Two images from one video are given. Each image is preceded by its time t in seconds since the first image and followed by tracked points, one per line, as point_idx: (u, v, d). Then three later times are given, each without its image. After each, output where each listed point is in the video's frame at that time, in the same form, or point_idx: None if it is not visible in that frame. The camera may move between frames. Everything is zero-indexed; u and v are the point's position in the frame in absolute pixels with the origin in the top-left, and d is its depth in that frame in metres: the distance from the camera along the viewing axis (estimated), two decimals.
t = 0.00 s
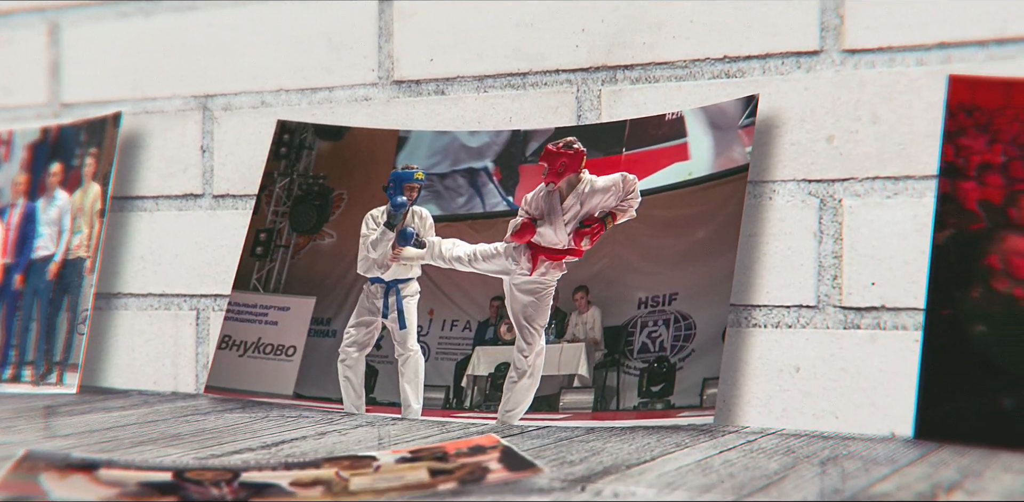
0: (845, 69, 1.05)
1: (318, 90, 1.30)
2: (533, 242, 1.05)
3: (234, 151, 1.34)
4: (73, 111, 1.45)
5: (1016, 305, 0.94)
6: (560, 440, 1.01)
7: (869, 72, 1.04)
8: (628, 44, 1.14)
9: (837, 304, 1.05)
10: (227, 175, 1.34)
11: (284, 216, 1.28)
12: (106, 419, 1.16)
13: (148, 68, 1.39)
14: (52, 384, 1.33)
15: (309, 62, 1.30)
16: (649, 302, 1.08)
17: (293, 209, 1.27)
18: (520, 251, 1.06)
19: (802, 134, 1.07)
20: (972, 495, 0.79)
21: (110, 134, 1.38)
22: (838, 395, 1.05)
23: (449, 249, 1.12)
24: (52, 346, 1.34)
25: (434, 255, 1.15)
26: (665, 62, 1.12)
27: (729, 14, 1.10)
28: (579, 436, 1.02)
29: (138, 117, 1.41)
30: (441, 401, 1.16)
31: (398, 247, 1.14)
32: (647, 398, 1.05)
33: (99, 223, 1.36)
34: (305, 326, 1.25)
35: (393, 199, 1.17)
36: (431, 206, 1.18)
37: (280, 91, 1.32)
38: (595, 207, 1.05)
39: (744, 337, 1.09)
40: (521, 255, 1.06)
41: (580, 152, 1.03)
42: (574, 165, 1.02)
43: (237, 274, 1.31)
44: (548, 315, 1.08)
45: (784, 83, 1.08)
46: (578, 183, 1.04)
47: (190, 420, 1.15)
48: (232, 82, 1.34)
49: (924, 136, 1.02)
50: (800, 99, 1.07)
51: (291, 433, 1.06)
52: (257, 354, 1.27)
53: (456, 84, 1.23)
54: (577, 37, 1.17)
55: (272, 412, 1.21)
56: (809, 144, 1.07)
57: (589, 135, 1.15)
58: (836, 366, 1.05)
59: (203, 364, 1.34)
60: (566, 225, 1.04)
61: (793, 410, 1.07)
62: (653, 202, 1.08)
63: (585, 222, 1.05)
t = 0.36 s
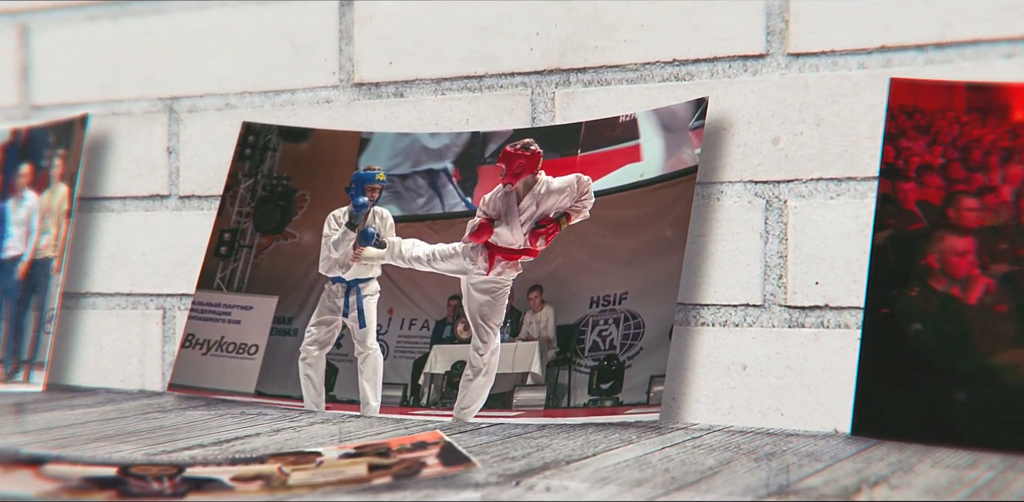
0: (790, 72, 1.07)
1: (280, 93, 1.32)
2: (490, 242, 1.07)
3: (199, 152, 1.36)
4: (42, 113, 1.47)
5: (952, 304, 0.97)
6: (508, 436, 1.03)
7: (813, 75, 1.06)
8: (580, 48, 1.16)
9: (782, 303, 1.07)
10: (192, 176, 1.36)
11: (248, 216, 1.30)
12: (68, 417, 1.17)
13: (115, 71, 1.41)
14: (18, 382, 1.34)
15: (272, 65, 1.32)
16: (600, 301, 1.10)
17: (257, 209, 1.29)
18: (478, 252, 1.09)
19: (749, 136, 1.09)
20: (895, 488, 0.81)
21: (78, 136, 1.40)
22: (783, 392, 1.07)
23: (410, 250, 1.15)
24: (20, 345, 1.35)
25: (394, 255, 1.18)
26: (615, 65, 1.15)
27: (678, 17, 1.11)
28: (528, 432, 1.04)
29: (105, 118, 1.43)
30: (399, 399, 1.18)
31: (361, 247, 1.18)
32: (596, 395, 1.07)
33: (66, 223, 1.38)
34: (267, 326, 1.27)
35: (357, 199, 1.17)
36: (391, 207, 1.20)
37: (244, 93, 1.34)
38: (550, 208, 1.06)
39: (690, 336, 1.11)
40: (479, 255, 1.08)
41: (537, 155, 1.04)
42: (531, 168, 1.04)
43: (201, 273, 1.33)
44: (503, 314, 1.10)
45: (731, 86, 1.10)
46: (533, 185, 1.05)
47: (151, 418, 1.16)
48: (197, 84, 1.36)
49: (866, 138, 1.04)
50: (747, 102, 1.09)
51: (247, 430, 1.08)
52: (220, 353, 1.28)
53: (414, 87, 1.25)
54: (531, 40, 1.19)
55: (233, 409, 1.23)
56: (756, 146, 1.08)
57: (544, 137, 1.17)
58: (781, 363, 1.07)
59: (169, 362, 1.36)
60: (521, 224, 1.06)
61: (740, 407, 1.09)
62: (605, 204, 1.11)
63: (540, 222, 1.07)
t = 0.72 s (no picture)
0: (739, 76, 1.09)
1: (245, 95, 1.34)
2: (449, 243, 1.08)
3: (166, 153, 1.38)
4: (14, 114, 1.49)
5: (893, 303, 0.98)
6: (460, 433, 1.05)
7: (761, 78, 1.08)
8: (536, 51, 1.19)
9: (730, 302, 1.09)
10: (159, 177, 1.38)
11: (215, 217, 1.31)
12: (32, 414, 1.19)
13: (85, 73, 1.43)
14: None
15: (237, 67, 1.34)
16: (555, 300, 1.12)
17: (223, 210, 1.31)
18: (437, 251, 1.09)
19: (698, 138, 1.12)
20: (824, 483, 0.82)
21: (48, 137, 1.42)
22: (732, 390, 1.09)
23: (371, 250, 1.16)
24: None
25: (356, 255, 1.18)
26: (570, 68, 1.17)
27: (629, 21, 1.14)
28: (480, 429, 1.06)
29: (75, 120, 1.44)
30: (359, 397, 1.20)
31: (323, 246, 1.18)
32: (549, 393, 1.09)
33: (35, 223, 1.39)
34: (231, 325, 1.29)
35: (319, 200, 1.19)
36: (354, 207, 1.22)
37: (210, 95, 1.36)
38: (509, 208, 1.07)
39: (641, 334, 1.13)
40: (438, 255, 1.08)
41: (496, 156, 1.05)
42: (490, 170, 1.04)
43: (167, 273, 1.35)
44: (461, 313, 1.11)
45: (681, 89, 1.12)
46: (492, 186, 1.06)
47: (113, 416, 1.18)
48: (165, 86, 1.38)
49: (811, 140, 1.06)
50: (696, 104, 1.11)
51: (206, 427, 1.10)
52: (185, 351, 1.30)
53: (375, 89, 1.27)
54: (489, 44, 1.21)
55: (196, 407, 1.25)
56: (705, 148, 1.11)
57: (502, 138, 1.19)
58: (729, 362, 1.09)
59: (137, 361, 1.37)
60: (480, 225, 1.07)
61: (689, 405, 1.10)
62: (562, 205, 1.12)
63: (498, 222, 1.08)
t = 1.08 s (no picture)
0: (690, 78, 1.12)
1: (212, 97, 1.36)
2: (412, 243, 1.13)
3: (136, 155, 1.40)
4: None
5: (837, 302, 1.00)
6: (415, 430, 1.07)
7: (711, 81, 1.11)
8: (494, 54, 1.21)
9: (682, 301, 1.11)
10: (128, 178, 1.40)
11: (182, 218, 1.33)
12: None
13: (56, 76, 1.45)
14: None
15: (204, 70, 1.36)
16: (512, 299, 1.13)
17: (190, 211, 1.32)
18: (400, 252, 1.13)
19: (651, 140, 1.14)
20: (758, 477, 0.84)
21: (19, 139, 1.44)
22: (684, 388, 1.10)
23: (335, 250, 1.20)
24: None
25: (320, 255, 1.21)
26: (527, 71, 1.19)
27: (584, 24, 1.16)
28: (434, 427, 1.08)
29: (46, 122, 1.46)
30: (321, 394, 1.19)
31: (288, 246, 1.21)
32: (504, 391, 1.11)
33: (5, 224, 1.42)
34: (197, 323, 1.29)
35: (285, 201, 1.23)
36: (320, 207, 1.24)
37: (178, 97, 1.38)
38: (469, 209, 1.12)
39: (595, 333, 1.15)
40: (401, 255, 1.13)
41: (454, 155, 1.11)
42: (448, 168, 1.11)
43: (135, 273, 1.36)
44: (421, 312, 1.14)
45: (635, 92, 1.14)
46: (453, 187, 1.12)
47: (78, 414, 1.20)
48: (134, 88, 1.40)
49: (759, 142, 1.08)
50: (649, 106, 1.13)
51: (166, 424, 1.12)
52: (152, 350, 1.31)
53: (338, 91, 1.28)
54: (448, 47, 1.23)
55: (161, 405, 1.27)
56: (657, 150, 1.13)
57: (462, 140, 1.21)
58: (681, 360, 1.10)
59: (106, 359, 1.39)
60: (441, 226, 1.12)
61: (643, 402, 1.12)
62: (520, 205, 1.14)
63: (459, 223, 1.12)
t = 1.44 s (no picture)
0: (644, 81, 1.14)
1: (181, 99, 1.38)
2: (375, 243, 1.12)
3: (106, 156, 1.41)
4: None
5: (784, 301, 1.02)
6: (372, 427, 1.08)
7: (664, 84, 1.13)
8: (454, 57, 1.23)
9: (637, 300, 1.13)
10: (99, 178, 1.42)
11: (151, 218, 1.34)
12: None
13: (28, 78, 1.47)
14: None
15: (173, 72, 1.38)
16: (470, 299, 1.15)
17: (159, 211, 1.34)
18: (364, 251, 1.13)
19: (607, 142, 1.16)
20: (697, 473, 0.86)
21: None
22: (639, 386, 1.12)
23: (301, 250, 1.21)
24: None
25: (287, 255, 1.22)
26: (486, 73, 1.21)
27: (541, 28, 1.19)
28: (393, 424, 1.09)
29: (18, 124, 1.48)
30: (285, 392, 1.20)
31: (255, 246, 1.23)
32: (462, 388, 1.12)
33: None
34: (165, 322, 1.31)
35: (252, 202, 1.26)
36: (286, 208, 1.25)
37: (147, 99, 1.40)
38: (432, 210, 1.12)
39: (551, 332, 1.17)
40: (365, 255, 1.13)
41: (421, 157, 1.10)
42: (414, 171, 1.10)
43: (105, 272, 1.37)
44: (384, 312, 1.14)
45: (591, 94, 1.17)
46: (417, 187, 1.12)
47: (45, 412, 1.22)
48: (105, 90, 1.42)
49: (711, 144, 1.11)
50: (605, 108, 1.16)
51: (129, 422, 1.14)
52: (121, 349, 1.33)
53: (303, 94, 1.31)
54: (410, 50, 1.25)
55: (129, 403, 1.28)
56: (613, 151, 1.15)
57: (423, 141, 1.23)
58: (635, 358, 1.12)
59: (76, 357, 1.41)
60: (404, 226, 1.12)
61: (599, 400, 1.14)
62: (480, 206, 1.16)
63: (421, 223, 1.12)
